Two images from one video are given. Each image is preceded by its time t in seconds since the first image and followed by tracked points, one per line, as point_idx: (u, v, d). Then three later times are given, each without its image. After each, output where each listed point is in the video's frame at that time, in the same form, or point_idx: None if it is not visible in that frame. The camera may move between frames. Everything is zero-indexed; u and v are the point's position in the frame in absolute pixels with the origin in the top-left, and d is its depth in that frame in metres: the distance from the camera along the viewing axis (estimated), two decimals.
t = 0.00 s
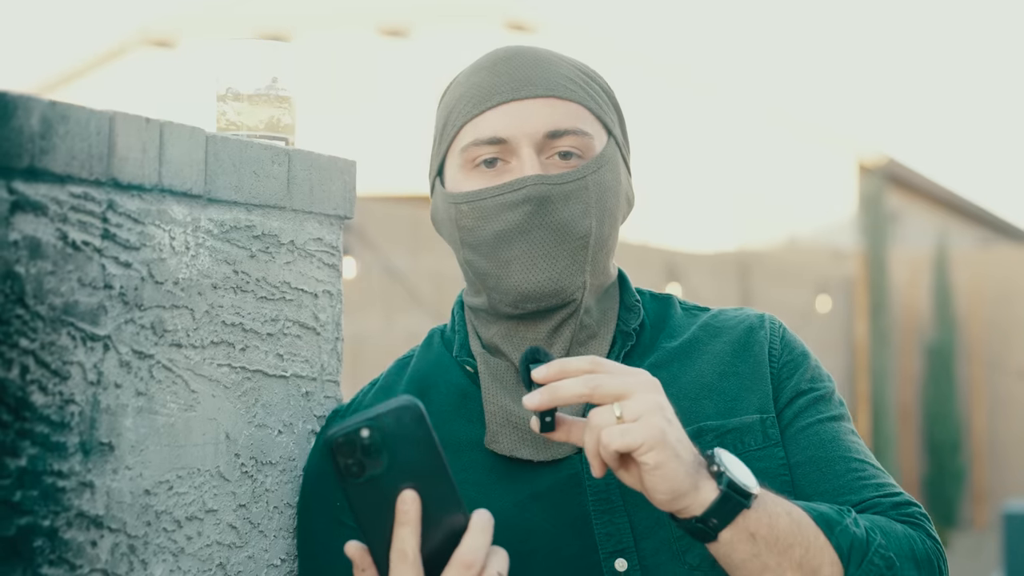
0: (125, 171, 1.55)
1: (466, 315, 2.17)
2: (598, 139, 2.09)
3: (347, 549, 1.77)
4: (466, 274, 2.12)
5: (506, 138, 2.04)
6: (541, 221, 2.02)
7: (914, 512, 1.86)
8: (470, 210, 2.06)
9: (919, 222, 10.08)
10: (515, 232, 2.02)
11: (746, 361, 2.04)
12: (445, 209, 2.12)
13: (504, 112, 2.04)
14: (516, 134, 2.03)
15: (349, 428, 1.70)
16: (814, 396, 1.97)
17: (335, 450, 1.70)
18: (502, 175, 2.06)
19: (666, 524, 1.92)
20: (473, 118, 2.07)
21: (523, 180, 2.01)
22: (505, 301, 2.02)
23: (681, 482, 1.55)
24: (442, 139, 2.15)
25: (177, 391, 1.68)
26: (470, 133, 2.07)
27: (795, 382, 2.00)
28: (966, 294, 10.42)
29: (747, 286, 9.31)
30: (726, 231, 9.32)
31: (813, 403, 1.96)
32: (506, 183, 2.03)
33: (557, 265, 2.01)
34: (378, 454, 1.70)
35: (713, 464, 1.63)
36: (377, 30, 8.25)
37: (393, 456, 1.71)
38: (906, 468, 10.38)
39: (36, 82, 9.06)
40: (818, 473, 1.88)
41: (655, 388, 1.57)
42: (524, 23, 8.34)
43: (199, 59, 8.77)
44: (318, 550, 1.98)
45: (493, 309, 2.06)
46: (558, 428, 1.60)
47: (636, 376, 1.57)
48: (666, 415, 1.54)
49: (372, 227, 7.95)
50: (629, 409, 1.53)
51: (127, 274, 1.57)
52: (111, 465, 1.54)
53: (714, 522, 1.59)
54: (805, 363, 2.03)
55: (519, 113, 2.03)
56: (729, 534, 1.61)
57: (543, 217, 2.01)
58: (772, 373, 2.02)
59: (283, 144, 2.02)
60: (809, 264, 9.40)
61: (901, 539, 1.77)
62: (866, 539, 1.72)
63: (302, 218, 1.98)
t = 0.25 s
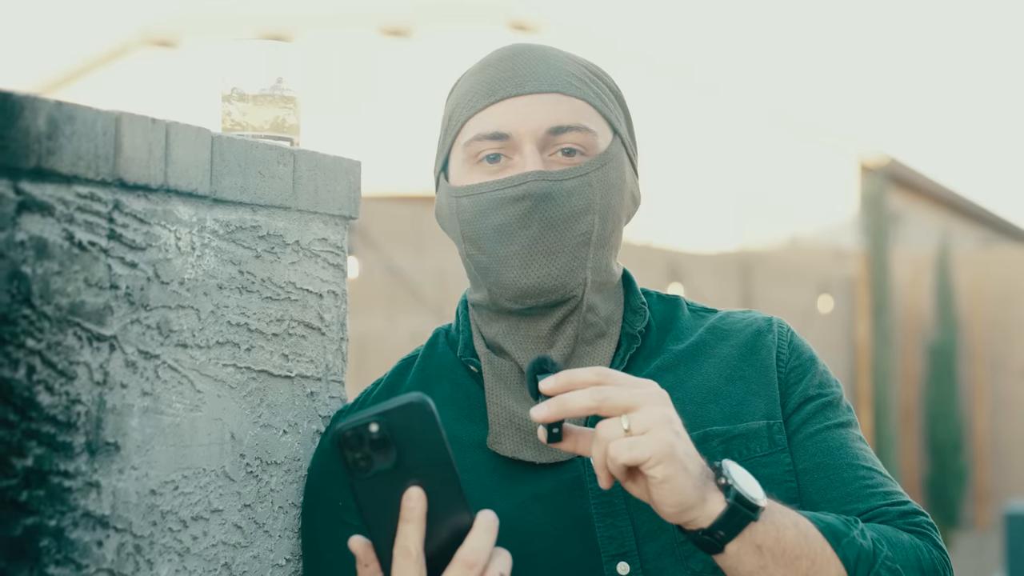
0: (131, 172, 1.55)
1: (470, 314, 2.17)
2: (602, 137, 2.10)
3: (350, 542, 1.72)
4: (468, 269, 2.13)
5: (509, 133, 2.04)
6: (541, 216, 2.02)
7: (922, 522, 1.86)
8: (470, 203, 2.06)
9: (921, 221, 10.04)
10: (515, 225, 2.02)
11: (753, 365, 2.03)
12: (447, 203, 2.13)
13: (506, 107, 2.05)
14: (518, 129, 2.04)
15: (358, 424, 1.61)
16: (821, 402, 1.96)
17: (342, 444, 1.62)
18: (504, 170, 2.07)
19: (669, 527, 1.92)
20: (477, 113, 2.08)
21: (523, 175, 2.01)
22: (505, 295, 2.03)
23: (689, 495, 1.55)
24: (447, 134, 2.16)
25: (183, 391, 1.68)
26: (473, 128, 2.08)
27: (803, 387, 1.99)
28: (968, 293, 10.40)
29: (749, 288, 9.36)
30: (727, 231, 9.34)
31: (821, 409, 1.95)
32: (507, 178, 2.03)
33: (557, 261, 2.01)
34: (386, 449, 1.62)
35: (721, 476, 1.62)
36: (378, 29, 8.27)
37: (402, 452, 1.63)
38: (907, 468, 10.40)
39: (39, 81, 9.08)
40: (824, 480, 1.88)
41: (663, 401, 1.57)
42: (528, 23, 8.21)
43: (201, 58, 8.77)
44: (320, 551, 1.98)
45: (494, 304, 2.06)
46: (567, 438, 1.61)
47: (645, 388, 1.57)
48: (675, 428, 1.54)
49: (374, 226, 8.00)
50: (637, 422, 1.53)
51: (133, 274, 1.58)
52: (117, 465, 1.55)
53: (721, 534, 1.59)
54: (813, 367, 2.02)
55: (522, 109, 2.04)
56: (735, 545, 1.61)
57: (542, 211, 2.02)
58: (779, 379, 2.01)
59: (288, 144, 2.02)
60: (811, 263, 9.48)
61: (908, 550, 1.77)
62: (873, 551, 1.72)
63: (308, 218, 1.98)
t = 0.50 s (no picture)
0: (134, 172, 1.55)
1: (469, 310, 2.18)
2: (604, 133, 2.10)
3: (337, 537, 1.73)
4: (467, 259, 2.13)
5: (512, 124, 2.04)
6: (542, 206, 2.02)
7: (918, 529, 1.86)
8: (472, 188, 2.06)
9: (921, 221, 10.02)
10: (515, 213, 2.03)
11: (753, 365, 2.03)
12: (448, 193, 2.13)
13: (511, 97, 2.05)
14: (521, 120, 2.04)
15: (346, 418, 1.63)
16: (821, 405, 1.96)
17: (330, 437, 1.64)
18: (506, 161, 2.06)
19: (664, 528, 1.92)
20: (481, 102, 2.08)
21: (525, 164, 2.01)
22: (505, 284, 2.03)
23: (678, 498, 1.55)
24: (450, 125, 2.16)
25: (185, 391, 1.68)
26: (477, 119, 2.08)
27: (803, 389, 1.99)
28: (969, 294, 10.40)
29: (749, 288, 9.29)
30: (728, 232, 9.34)
31: (819, 412, 1.95)
32: (509, 167, 2.03)
33: (555, 252, 2.02)
34: (375, 445, 1.63)
35: (712, 479, 1.62)
36: (381, 29, 8.32)
37: (390, 448, 1.64)
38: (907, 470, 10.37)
39: (40, 82, 9.09)
40: (821, 483, 1.89)
41: (654, 402, 1.57)
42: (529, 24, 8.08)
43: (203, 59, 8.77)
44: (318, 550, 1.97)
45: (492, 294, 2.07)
46: (559, 437, 1.61)
47: (636, 389, 1.58)
48: (666, 429, 1.54)
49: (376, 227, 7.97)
50: (626, 423, 1.53)
51: (135, 275, 1.58)
52: (119, 466, 1.55)
53: (710, 537, 1.59)
54: (814, 369, 2.02)
55: (526, 100, 2.04)
56: (724, 550, 1.61)
57: (543, 201, 2.02)
58: (778, 381, 2.01)
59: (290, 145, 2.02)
60: (811, 267, 9.44)
61: (903, 558, 1.77)
62: (865, 557, 1.72)
63: (309, 219, 1.99)
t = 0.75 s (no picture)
0: (130, 173, 1.55)
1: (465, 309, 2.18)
2: (606, 136, 2.10)
3: (331, 544, 1.69)
4: (464, 257, 2.13)
5: (514, 124, 2.04)
6: (542, 208, 2.02)
7: (915, 539, 1.84)
8: (472, 186, 2.06)
9: (922, 222, 10.68)
10: (514, 214, 2.03)
11: (750, 368, 2.03)
12: (447, 190, 2.12)
13: (514, 98, 2.04)
14: (524, 120, 2.03)
15: (336, 426, 1.57)
16: (819, 410, 1.95)
17: (320, 447, 1.58)
18: (507, 161, 2.06)
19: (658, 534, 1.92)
20: (484, 101, 2.07)
21: (526, 165, 2.01)
22: (502, 285, 2.04)
23: (669, 515, 1.51)
24: (451, 122, 2.16)
25: (182, 391, 1.68)
26: (479, 117, 2.07)
27: (801, 393, 1.98)
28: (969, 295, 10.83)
29: (750, 289, 9.31)
30: (728, 232, 9.30)
31: (816, 418, 1.95)
32: (510, 167, 2.03)
33: (553, 254, 2.02)
34: (365, 453, 1.58)
35: (707, 495, 1.58)
36: (381, 30, 8.30)
37: (380, 457, 1.59)
38: (909, 468, 10.76)
39: (40, 82, 9.09)
40: (816, 491, 1.88)
41: (651, 417, 1.52)
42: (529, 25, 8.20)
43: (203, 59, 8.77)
44: (312, 551, 1.97)
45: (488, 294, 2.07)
46: (553, 448, 1.57)
47: (634, 403, 1.51)
48: (659, 448, 1.49)
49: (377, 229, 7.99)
50: (620, 440, 1.48)
51: (132, 275, 1.58)
52: (116, 466, 1.55)
53: (703, 552, 1.56)
54: (813, 372, 2.01)
55: (530, 100, 2.03)
56: (717, 564, 1.59)
57: (543, 203, 2.02)
58: (776, 385, 2.00)
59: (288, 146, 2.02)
60: (812, 267, 9.73)
61: (898, 570, 1.75)
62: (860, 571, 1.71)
63: (307, 220, 1.99)
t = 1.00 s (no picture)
0: (124, 172, 1.55)
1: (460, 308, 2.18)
2: (601, 133, 2.10)
3: (355, 539, 1.68)
4: (458, 254, 2.13)
5: (509, 120, 2.04)
6: (536, 202, 2.02)
7: (913, 545, 1.85)
8: (465, 180, 2.06)
9: (922, 222, 10.76)
10: (508, 208, 2.03)
11: (745, 369, 2.03)
12: (441, 186, 2.12)
13: (509, 93, 2.05)
14: (518, 116, 2.04)
15: (379, 429, 1.51)
16: (816, 413, 1.95)
17: (360, 448, 1.52)
18: (502, 156, 2.06)
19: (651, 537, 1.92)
20: (479, 97, 2.08)
21: (520, 159, 2.01)
22: (494, 279, 2.03)
23: (670, 525, 1.50)
24: (446, 118, 2.16)
25: (176, 390, 1.68)
26: (474, 113, 2.08)
27: (798, 396, 1.98)
28: (967, 296, 10.84)
29: (748, 289, 9.27)
30: (726, 233, 9.23)
31: (812, 421, 1.95)
32: (503, 161, 2.03)
33: (546, 249, 2.02)
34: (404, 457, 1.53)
35: (708, 504, 1.58)
36: (378, 29, 8.31)
37: (420, 459, 1.54)
38: (907, 469, 10.79)
39: (37, 82, 9.05)
40: (813, 494, 1.88)
41: (653, 426, 1.51)
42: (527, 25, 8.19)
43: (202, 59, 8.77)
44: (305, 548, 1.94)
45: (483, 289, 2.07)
46: (553, 454, 1.56)
47: (635, 412, 1.51)
48: (661, 457, 1.48)
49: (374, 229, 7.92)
50: (621, 448, 1.47)
51: (126, 274, 1.58)
52: (110, 465, 1.55)
53: (703, 561, 1.55)
54: (810, 374, 2.00)
55: (524, 96, 2.04)
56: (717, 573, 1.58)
57: (536, 198, 2.02)
58: (772, 387, 2.00)
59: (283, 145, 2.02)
60: (811, 267, 9.76)
61: None
62: None
63: (302, 219, 1.99)
